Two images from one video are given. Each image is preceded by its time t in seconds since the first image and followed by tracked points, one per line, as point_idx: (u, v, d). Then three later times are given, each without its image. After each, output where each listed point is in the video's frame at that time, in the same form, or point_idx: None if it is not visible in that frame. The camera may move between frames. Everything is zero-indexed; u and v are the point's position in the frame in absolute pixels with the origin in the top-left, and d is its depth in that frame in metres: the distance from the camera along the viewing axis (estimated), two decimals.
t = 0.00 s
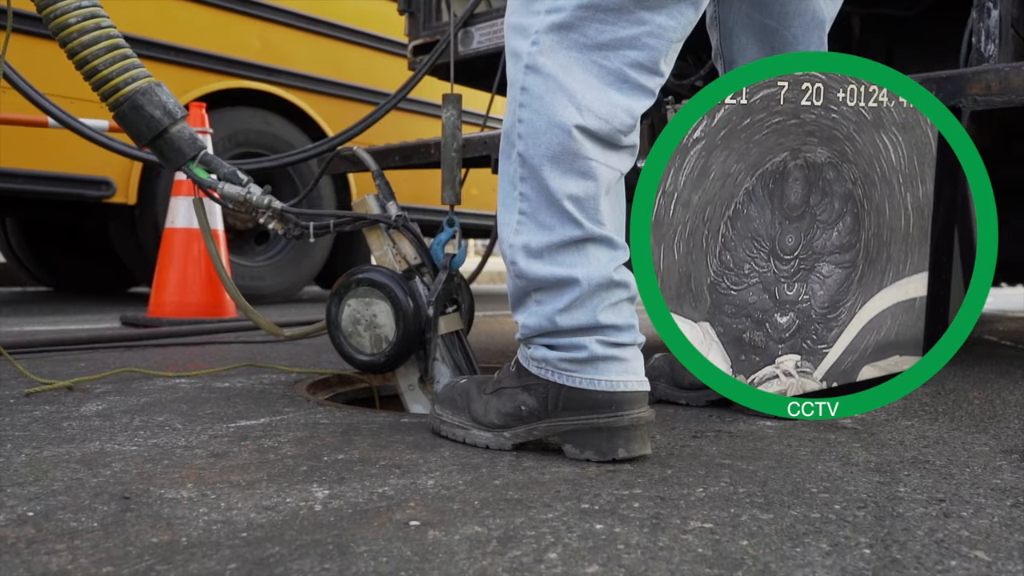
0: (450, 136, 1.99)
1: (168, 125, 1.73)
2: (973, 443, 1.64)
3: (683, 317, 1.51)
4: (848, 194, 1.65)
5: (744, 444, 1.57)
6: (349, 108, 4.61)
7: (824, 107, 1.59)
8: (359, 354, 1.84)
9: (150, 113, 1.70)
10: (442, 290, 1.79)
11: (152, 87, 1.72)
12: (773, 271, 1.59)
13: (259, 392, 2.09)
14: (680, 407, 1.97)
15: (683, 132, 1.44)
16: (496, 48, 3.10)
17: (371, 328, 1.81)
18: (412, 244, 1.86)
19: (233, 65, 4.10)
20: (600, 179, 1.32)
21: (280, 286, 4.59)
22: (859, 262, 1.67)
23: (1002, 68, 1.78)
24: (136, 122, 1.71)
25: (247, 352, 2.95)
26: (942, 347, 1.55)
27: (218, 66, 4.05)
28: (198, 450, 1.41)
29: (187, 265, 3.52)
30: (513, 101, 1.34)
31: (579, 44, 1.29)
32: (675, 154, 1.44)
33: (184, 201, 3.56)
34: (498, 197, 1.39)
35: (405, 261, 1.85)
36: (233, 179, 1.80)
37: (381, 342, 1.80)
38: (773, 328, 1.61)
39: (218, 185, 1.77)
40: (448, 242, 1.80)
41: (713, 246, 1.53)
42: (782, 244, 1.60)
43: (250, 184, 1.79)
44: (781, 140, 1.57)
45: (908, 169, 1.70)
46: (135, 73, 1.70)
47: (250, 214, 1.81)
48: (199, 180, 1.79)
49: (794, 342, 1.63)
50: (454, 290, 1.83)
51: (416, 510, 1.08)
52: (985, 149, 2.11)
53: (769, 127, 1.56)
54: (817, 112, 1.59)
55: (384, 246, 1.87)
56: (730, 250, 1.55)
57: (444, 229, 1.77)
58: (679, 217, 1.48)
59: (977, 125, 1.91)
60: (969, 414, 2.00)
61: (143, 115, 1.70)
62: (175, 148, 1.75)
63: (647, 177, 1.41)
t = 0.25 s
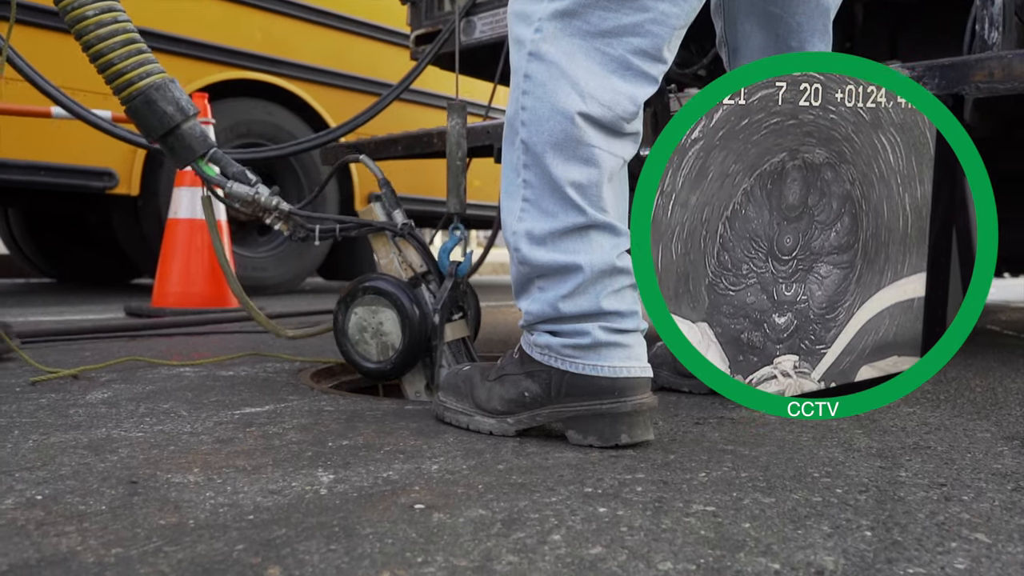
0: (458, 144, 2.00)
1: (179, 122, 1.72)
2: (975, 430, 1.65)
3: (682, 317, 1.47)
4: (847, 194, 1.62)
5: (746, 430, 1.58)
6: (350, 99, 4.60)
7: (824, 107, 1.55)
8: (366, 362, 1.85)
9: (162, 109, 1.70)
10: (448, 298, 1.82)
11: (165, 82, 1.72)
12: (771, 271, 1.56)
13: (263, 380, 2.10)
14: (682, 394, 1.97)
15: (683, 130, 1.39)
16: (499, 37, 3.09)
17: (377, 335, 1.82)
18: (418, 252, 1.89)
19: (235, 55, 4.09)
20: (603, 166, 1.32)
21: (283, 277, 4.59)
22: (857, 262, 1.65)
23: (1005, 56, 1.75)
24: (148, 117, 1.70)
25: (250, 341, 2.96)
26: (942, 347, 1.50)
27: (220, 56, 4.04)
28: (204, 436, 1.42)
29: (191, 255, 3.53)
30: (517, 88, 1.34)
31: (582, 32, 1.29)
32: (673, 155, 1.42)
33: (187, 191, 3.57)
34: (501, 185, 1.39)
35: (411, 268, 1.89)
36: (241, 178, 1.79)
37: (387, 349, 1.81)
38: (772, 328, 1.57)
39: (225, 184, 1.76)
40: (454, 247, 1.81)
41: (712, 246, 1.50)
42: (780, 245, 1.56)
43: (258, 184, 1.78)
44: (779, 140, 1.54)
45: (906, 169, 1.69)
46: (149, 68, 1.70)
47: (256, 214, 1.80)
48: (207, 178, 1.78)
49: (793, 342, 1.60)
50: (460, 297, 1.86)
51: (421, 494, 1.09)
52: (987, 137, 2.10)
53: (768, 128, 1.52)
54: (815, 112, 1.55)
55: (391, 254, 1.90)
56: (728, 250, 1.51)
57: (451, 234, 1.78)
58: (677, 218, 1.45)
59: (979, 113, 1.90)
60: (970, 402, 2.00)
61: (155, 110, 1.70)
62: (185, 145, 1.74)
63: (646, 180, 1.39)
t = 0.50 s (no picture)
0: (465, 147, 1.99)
1: (194, 121, 1.76)
2: (974, 411, 1.66)
3: (682, 321, 1.46)
4: (847, 197, 1.58)
5: (745, 411, 1.59)
6: (352, 84, 4.59)
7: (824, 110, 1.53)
8: (372, 363, 1.87)
9: (177, 107, 1.73)
10: (453, 299, 1.82)
11: (182, 81, 1.75)
12: (770, 274, 1.53)
13: (267, 363, 2.11)
14: (683, 376, 1.99)
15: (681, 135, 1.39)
16: (501, 21, 3.08)
17: (383, 337, 1.83)
18: (423, 254, 1.86)
19: (236, 41, 4.08)
20: (604, 147, 1.32)
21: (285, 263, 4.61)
22: (856, 265, 1.62)
23: (1008, 39, 1.73)
24: (163, 116, 1.74)
25: (254, 325, 2.98)
26: (943, 347, 1.41)
27: (221, 42, 4.03)
28: (208, 415, 1.43)
29: (194, 240, 3.53)
30: (518, 70, 1.35)
31: (583, 13, 1.29)
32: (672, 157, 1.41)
33: (189, 176, 3.57)
34: (503, 167, 1.40)
35: (417, 270, 1.85)
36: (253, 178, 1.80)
37: (393, 351, 1.83)
38: (771, 331, 1.55)
39: (235, 183, 1.77)
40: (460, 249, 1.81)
41: (711, 249, 1.47)
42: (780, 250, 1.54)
43: (268, 184, 1.79)
44: (779, 143, 1.52)
45: (906, 172, 1.65)
46: (166, 67, 1.74)
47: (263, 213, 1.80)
48: (218, 177, 1.79)
49: (792, 345, 1.57)
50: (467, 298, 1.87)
51: (423, 471, 1.10)
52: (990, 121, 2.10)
53: (768, 131, 1.50)
54: (815, 114, 1.52)
55: (396, 255, 1.87)
56: (728, 253, 1.49)
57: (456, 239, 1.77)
58: (677, 222, 1.45)
59: (982, 96, 1.89)
60: (971, 385, 2.01)
61: (170, 109, 1.73)
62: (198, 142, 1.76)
63: (646, 180, 1.39)
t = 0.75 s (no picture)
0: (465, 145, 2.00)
1: (205, 114, 1.72)
2: (969, 390, 1.68)
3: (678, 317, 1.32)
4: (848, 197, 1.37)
5: (742, 390, 1.61)
6: (350, 67, 4.59)
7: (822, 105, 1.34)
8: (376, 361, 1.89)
9: (189, 101, 1.69)
10: (456, 299, 1.83)
11: (195, 74, 1.71)
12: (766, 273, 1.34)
13: (267, 343, 2.12)
14: (681, 357, 2.00)
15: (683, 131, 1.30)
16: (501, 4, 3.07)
17: (386, 336, 1.86)
18: (427, 253, 1.90)
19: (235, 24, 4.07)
20: (603, 126, 1.33)
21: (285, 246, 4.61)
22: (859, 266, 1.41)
23: (1007, 19, 1.71)
24: (176, 108, 1.70)
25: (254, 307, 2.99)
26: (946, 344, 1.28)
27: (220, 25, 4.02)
28: (210, 392, 1.44)
29: (194, 222, 3.53)
30: (517, 49, 1.35)
31: None
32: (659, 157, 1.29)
33: (189, 159, 3.56)
34: (502, 145, 1.40)
35: (420, 270, 1.90)
36: (261, 171, 1.79)
37: (396, 350, 1.85)
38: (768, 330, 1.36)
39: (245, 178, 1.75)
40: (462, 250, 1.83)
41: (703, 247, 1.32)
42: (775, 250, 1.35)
43: (277, 178, 1.78)
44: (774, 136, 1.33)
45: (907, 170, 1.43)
46: (180, 60, 1.70)
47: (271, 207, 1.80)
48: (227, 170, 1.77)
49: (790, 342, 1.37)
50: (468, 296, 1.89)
51: (423, 445, 1.12)
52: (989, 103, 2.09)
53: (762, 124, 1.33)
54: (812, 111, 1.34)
55: (400, 254, 1.91)
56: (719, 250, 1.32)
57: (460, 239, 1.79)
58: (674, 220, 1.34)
59: (982, 77, 1.89)
60: (966, 365, 2.03)
61: (182, 102, 1.69)
62: (209, 136, 1.72)
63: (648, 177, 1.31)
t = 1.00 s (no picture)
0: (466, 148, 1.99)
1: (217, 108, 1.71)
2: (966, 372, 1.69)
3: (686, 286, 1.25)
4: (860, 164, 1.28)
5: (741, 372, 1.62)
6: (350, 53, 4.56)
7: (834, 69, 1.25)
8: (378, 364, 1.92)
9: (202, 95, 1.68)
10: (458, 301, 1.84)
11: (209, 69, 1.70)
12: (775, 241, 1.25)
13: (268, 327, 2.13)
14: (680, 340, 2.01)
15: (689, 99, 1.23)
16: None
17: (389, 339, 1.88)
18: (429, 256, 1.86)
19: (233, 8, 4.05)
20: (604, 109, 1.33)
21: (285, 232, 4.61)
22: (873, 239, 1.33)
23: (1008, 1, 1.71)
24: (189, 103, 1.69)
25: (254, 291, 2.99)
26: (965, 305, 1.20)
27: (218, 9, 4.00)
28: (211, 374, 1.45)
29: (194, 208, 3.52)
30: (518, 31, 1.35)
31: None
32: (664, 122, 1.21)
33: (188, 145, 3.55)
34: (503, 128, 1.41)
35: (422, 272, 1.86)
36: (270, 167, 1.78)
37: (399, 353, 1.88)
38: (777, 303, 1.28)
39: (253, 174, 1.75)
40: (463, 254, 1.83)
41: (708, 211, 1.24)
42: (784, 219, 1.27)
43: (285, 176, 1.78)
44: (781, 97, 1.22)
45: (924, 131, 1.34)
46: (195, 54, 1.69)
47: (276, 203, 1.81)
48: (236, 164, 1.76)
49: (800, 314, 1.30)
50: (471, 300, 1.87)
51: (423, 425, 1.13)
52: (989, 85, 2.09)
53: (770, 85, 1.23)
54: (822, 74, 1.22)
55: (403, 256, 1.87)
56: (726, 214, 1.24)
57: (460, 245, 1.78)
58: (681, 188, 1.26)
59: (982, 60, 1.88)
60: (964, 348, 2.04)
61: (195, 96, 1.68)
62: (220, 131, 1.71)
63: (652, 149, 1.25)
